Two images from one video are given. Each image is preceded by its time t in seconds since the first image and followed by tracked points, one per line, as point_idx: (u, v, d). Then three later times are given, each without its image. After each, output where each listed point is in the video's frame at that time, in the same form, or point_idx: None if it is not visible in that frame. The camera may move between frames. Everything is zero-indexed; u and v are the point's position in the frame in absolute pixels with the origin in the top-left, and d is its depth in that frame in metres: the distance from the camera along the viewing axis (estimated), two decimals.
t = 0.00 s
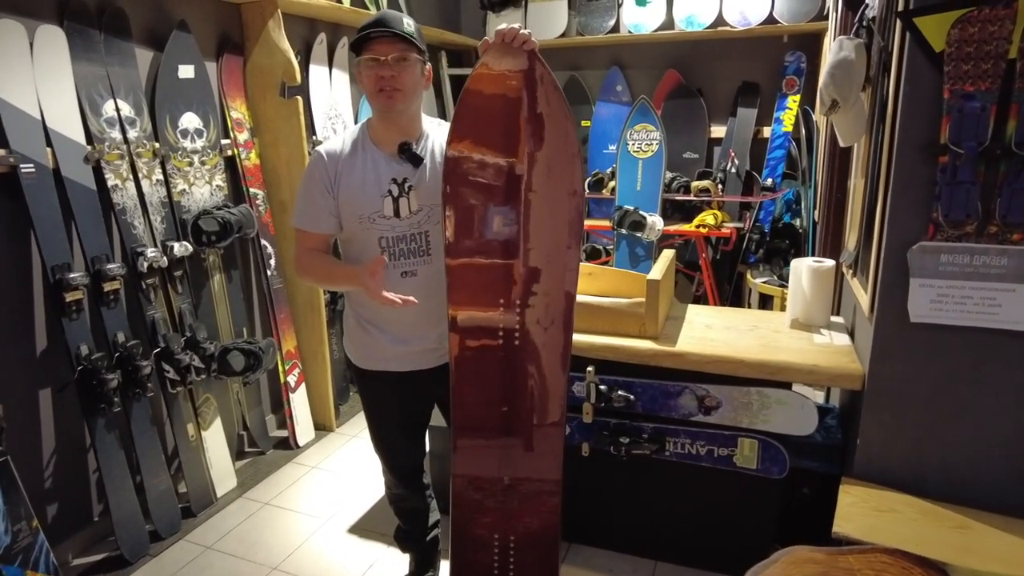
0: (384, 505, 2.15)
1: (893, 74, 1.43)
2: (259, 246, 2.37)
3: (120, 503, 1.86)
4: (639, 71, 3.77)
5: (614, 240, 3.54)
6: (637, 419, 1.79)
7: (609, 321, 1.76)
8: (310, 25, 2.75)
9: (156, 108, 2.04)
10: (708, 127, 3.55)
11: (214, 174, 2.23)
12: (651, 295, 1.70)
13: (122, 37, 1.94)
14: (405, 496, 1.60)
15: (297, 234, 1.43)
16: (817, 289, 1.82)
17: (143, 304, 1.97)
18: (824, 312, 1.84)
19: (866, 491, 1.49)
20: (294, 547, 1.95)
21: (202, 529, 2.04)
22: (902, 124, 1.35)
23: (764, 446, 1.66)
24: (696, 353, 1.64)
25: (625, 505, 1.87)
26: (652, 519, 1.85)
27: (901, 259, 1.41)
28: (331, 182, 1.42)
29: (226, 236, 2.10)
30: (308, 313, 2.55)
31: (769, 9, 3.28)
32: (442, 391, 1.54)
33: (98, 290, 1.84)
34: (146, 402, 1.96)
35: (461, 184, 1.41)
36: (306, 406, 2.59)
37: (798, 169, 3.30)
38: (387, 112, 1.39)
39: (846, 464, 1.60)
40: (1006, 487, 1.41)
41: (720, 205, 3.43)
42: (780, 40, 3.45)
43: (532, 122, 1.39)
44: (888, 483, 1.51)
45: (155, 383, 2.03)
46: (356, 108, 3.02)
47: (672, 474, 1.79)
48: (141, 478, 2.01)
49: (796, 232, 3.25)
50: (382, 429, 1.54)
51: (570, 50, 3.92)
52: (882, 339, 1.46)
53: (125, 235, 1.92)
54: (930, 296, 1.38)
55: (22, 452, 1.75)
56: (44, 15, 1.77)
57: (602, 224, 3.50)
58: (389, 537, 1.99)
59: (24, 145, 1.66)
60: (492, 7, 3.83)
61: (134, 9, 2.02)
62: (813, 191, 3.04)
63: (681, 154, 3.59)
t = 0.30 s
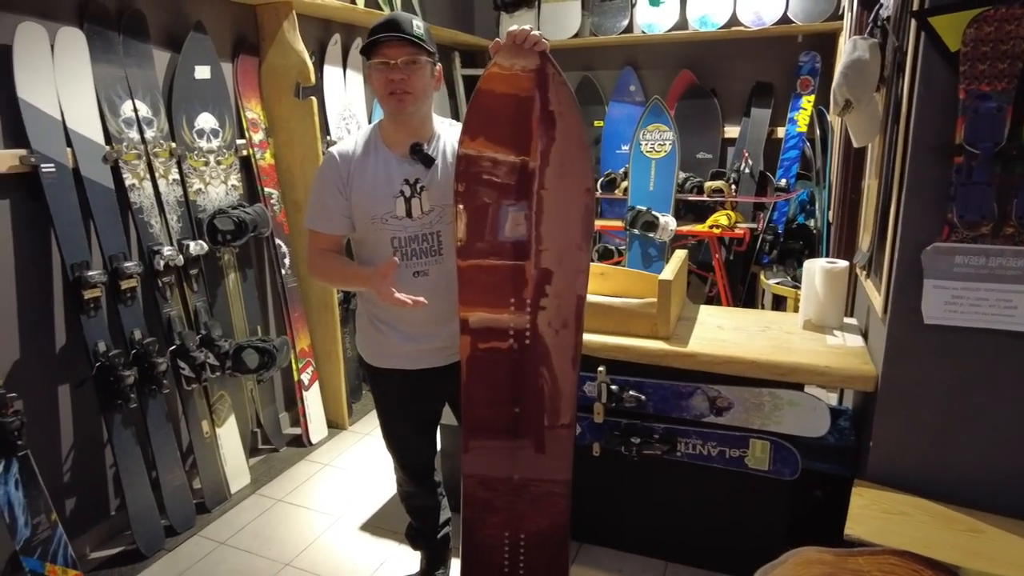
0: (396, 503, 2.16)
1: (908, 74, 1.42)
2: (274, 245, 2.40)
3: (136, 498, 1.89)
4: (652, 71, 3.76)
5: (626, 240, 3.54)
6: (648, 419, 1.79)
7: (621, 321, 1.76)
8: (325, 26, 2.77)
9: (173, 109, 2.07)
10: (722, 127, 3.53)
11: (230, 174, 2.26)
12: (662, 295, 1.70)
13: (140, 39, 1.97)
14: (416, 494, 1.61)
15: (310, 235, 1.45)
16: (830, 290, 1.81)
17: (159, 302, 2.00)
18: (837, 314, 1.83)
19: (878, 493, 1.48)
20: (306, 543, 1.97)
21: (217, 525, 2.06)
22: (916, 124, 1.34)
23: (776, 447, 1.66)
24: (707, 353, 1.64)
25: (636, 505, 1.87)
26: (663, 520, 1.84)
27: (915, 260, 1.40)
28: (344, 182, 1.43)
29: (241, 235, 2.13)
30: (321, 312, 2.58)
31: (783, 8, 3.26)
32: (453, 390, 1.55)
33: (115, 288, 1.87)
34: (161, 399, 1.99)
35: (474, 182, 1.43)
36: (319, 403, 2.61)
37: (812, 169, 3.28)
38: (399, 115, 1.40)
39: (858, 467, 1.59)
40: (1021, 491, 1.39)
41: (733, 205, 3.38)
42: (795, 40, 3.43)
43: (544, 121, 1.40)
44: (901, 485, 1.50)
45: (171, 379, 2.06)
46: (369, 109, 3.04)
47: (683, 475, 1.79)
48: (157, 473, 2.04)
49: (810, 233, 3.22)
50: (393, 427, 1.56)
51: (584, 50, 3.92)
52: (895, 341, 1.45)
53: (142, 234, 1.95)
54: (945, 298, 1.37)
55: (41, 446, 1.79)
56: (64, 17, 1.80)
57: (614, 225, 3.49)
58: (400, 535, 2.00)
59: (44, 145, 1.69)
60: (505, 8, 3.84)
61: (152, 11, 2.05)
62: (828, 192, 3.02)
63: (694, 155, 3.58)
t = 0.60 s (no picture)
0: (406, 505, 2.16)
1: (926, 76, 1.39)
2: (286, 246, 2.40)
3: (149, 499, 1.90)
4: (664, 71, 3.74)
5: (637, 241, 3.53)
6: (661, 423, 1.77)
7: (634, 324, 1.75)
8: (336, 27, 2.77)
9: (186, 110, 2.08)
10: (733, 128, 3.51)
11: (242, 175, 2.26)
12: (676, 298, 1.68)
13: (154, 42, 1.98)
14: (426, 496, 1.61)
15: (324, 238, 1.44)
16: (845, 294, 1.79)
17: (171, 303, 2.00)
18: (853, 317, 1.81)
19: (895, 500, 1.46)
20: (318, 545, 1.97)
21: (229, 526, 2.07)
22: (935, 126, 1.32)
23: (791, 452, 1.64)
24: (721, 357, 1.63)
25: (649, 509, 1.86)
26: (676, 524, 1.83)
27: (933, 264, 1.38)
28: (357, 185, 1.42)
29: (253, 236, 2.13)
30: (333, 314, 2.58)
31: (797, 8, 3.23)
32: (464, 393, 1.54)
33: (128, 289, 1.88)
34: (174, 400, 2.00)
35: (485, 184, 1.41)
36: (330, 404, 2.61)
37: (826, 170, 3.25)
38: (411, 120, 1.39)
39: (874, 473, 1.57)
40: None
41: (745, 206, 3.33)
42: (808, 40, 3.40)
43: (555, 124, 1.39)
44: (918, 492, 1.48)
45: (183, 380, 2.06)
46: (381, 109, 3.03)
47: (696, 479, 1.77)
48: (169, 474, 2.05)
49: (823, 235, 3.21)
50: (404, 430, 1.55)
51: (595, 50, 3.91)
52: (912, 345, 1.43)
53: (155, 235, 1.96)
54: (963, 302, 1.35)
55: (55, 447, 1.80)
56: (79, 20, 1.81)
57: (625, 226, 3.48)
58: (411, 537, 2.00)
59: (59, 147, 1.70)
60: (516, 8, 3.83)
61: (165, 14, 2.05)
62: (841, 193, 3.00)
63: (706, 155, 3.55)
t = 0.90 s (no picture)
0: (417, 507, 2.14)
1: (950, 75, 1.37)
2: (296, 246, 2.39)
3: (159, 501, 1.89)
4: (673, 71, 3.72)
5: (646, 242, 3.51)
6: (678, 426, 1.76)
7: (650, 325, 1.74)
8: (346, 27, 2.76)
9: (197, 109, 2.06)
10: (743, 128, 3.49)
11: (252, 175, 2.25)
12: (693, 300, 1.67)
13: (165, 40, 1.97)
14: (441, 499, 1.59)
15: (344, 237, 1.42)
16: (862, 296, 1.77)
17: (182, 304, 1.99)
18: (871, 319, 1.79)
19: (917, 504, 1.44)
20: (330, 547, 1.96)
21: (239, 528, 2.05)
22: (960, 126, 1.30)
23: (809, 455, 1.62)
24: (739, 359, 1.61)
25: (665, 513, 1.84)
26: (694, 528, 1.81)
27: (955, 266, 1.36)
28: (376, 183, 1.41)
29: (264, 237, 2.12)
30: (343, 315, 2.56)
31: (808, 8, 3.21)
32: (480, 395, 1.52)
33: (139, 290, 1.86)
34: (184, 401, 1.99)
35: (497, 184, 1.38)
36: (340, 404, 2.60)
37: (836, 171, 3.23)
38: (430, 120, 1.38)
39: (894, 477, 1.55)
40: None
41: (756, 207, 3.32)
42: (819, 40, 3.38)
43: (568, 121, 1.38)
44: (939, 496, 1.46)
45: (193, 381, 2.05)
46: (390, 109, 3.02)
47: (713, 483, 1.75)
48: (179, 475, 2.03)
49: (831, 236, 3.18)
50: (420, 432, 1.54)
51: (604, 50, 3.89)
52: (934, 348, 1.41)
53: (166, 236, 1.95)
54: (987, 305, 1.32)
55: (65, 448, 1.78)
56: (91, 18, 1.80)
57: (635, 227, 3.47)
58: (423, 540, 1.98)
59: (71, 146, 1.69)
60: (524, 8, 3.81)
61: (177, 12, 2.04)
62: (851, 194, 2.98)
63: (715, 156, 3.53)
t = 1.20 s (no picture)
0: (427, 510, 2.12)
1: (971, 75, 1.36)
2: (304, 246, 2.38)
3: (168, 503, 1.87)
4: (680, 71, 3.71)
5: (653, 243, 3.50)
6: (692, 428, 1.74)
7: (665, 327, 1.72)
8: (354, 26, 2.75)
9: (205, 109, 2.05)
10: (750, 129, 3.48)
11: (260, 175, 2.24)
12: (708, 301, 1.65)
13: (174, 39, 1.95)
14: (455, 502, 1.57)
15: (359, 234, 1.41)
16: (877, 298, 1.75)
17: (191, 304, 1.97)
18: (886, 321, 1.78)
19: (936, 507, 1.43)
20: (340, 550, 1.94)
21: (247, 530, 2.04)
22: (983, 126, 1.29)
23: (825, 458, 1.60)
24: (755, 361, 1.60)
25: (678, 516, 1.83)
26: (708, 529, 1.79)
27: (976, 268, 1.35)
28: (390, 177, 1.40)
29: (272, 237, 2.10)
30: (351, 316, 2.55)
31: (816, 8, 3.20)
32: (495, 397, 1.50)
33: (148, 290, 1.84)
34: (192, 403, 1.97)
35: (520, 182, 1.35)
36: (347, 405, 2.58)
37: (844, 172, 3.22)
38: (446, 116, 1.36)
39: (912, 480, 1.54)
40: None
41: (764, 208, 3.32)
42: (827, 40, 3.37)
43: (594, 121, 1.34)
44: (958, 499, 1.45)
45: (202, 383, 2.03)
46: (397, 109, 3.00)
47: (728, 486, 1.74)
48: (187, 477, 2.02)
49: (841, 236, 3.11)
50: (434, 435, 1.52)
51: (611, 51, 3.88)
52: (954, 351, 1.40)
53: (175, 235, 1.93)
54: (1008, 307, 1.31)
55: (74, 451, 1.76)
56: (101, 17, 1.78)
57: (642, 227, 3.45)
58: (434, 542, 1.97)
59: (81, 145, 1.67)
60: (531, 8, 3.80)
61: (186, 11, 2.03)
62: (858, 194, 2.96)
63: (723, 156, 3.51)
